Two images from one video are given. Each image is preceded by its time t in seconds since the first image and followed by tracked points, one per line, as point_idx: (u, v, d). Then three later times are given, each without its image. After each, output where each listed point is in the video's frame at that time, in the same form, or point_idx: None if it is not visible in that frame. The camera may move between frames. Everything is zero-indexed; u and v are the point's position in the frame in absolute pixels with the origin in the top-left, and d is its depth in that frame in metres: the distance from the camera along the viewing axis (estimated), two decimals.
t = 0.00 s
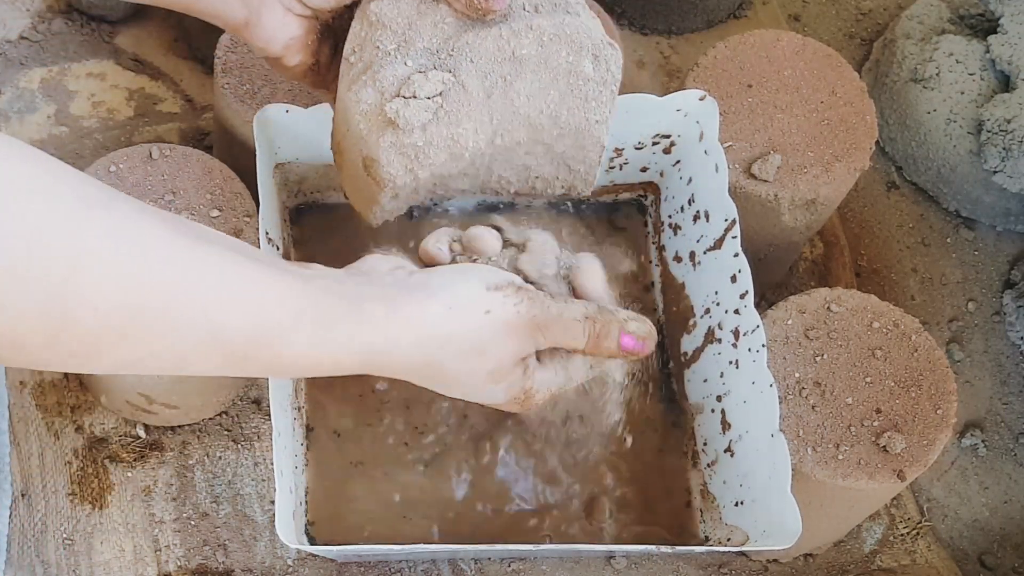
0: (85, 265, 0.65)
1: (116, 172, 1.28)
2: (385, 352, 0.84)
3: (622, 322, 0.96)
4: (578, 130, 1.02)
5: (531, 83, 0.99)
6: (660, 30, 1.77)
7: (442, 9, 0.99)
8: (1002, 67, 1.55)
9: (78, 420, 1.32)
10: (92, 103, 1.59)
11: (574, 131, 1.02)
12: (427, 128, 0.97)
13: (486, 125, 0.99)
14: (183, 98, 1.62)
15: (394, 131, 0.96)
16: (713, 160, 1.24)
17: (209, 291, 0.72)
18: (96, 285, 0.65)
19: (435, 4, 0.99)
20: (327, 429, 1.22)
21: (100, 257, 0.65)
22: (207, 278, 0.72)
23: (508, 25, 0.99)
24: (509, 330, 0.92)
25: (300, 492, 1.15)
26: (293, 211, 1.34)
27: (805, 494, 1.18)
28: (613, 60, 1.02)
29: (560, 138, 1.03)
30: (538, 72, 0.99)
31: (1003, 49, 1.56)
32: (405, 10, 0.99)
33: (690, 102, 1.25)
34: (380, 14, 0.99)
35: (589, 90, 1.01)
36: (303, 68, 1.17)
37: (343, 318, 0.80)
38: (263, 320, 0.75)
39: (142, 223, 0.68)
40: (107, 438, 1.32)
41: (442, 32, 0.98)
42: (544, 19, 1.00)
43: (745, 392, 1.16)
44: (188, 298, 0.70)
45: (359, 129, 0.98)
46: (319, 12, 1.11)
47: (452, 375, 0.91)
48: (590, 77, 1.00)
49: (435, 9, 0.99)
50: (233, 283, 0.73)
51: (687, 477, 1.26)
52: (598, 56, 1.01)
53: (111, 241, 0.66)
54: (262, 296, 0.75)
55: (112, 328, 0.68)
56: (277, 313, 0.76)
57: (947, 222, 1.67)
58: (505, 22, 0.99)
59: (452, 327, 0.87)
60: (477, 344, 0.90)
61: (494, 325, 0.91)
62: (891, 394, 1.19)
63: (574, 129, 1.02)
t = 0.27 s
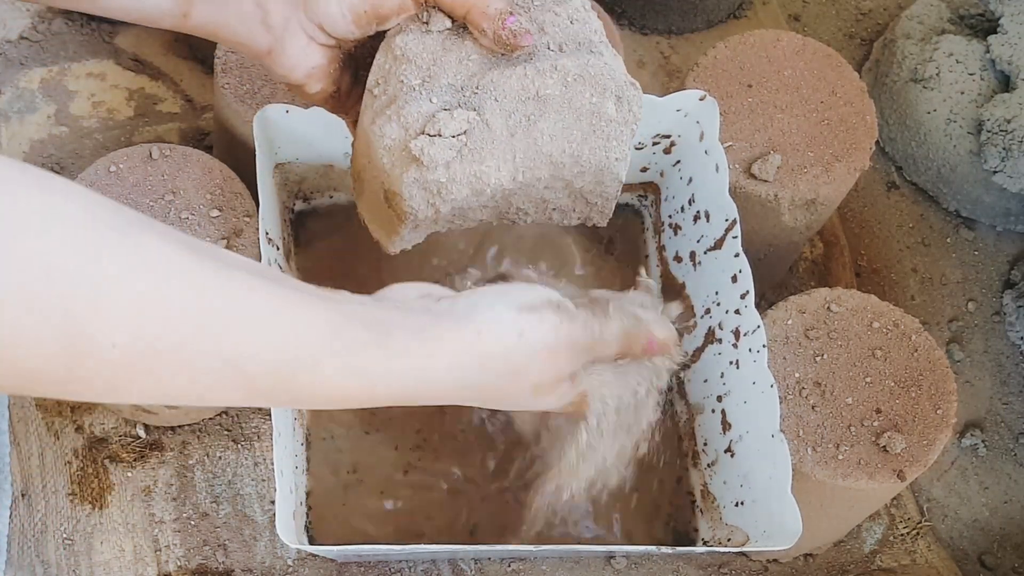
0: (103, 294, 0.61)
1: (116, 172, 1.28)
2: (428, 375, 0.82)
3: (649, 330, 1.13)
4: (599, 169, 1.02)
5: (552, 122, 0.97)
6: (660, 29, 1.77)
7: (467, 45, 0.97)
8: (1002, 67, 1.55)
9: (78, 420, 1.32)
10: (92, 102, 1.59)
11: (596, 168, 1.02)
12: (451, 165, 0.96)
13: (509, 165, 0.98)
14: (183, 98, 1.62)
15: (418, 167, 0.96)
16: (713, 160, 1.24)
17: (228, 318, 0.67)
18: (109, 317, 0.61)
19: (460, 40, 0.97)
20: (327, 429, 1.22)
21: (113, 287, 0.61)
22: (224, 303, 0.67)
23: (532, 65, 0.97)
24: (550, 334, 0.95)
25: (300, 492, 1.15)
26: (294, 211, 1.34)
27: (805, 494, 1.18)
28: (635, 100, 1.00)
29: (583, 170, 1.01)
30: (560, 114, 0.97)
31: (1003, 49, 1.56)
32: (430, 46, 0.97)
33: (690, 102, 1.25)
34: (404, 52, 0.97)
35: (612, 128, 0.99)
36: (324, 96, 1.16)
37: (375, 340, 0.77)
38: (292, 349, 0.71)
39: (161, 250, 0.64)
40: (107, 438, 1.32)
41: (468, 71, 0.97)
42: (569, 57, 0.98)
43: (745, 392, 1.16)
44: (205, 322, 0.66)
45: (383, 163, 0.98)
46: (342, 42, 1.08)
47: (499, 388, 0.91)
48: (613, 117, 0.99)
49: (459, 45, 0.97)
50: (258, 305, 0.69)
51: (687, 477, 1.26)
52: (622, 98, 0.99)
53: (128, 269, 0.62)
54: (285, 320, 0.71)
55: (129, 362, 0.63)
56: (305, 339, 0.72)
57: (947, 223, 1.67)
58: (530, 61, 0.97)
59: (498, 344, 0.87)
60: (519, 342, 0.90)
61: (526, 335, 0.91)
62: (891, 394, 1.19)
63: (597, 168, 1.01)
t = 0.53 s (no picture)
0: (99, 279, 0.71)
1: (116, 171, 1.28)
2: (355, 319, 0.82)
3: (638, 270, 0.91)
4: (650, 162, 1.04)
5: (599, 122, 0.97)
6: (660, 30, 1.77)
7: (501, 63, 0.95)
8: (1002, 67, 1.55)
9: (78, 420, 1.32)
10: (92, 103, 1.59)
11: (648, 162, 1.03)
12: (512, 180, 0.98)
13: (571, 173, 1.00)
14: (183, 98, 1.62)
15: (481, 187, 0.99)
16: (713, 160, 1.24)
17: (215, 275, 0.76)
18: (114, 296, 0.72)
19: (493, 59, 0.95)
20: (327, 429, 1.22)
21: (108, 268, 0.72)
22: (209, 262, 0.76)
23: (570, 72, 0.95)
24: (487, 279, 0.87)
25: (300, 491, 1.15)
26: (293, 211, 1.34)
27: (805, 494, 1.18)
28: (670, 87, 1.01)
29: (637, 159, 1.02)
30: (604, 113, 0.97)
31: (1003, 49, 1.56)
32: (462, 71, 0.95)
33: (691, 102, 1.26)
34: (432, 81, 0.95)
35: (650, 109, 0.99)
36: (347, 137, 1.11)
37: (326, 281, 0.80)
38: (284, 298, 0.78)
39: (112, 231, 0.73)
40: (107, 438, 1.32)
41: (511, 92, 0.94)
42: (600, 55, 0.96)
43: (745, 392, 1.16)
44: (189, 285, 0.74)
45: (443, 193, 1.01)
46: (362, 79, 1.06)
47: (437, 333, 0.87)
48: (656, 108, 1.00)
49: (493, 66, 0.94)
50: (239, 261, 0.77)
51: (687, 477, 1.26)
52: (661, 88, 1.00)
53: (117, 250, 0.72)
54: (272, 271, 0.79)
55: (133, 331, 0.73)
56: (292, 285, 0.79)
57: (947, 223, 1.67)
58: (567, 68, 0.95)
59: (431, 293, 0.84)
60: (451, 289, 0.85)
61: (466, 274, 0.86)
62: (891, 394, 1.19)
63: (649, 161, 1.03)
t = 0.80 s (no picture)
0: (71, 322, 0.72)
1: (116, 171, 1.28)
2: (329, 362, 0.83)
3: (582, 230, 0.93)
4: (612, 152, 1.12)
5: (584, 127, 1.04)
6: (660, 30, 1.77)
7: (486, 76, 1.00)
8: (1002, 67, 1.55)
9: (78, 420, 1.32)
10: (93, 103, 1.59)
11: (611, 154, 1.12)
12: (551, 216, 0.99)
13: (569, 180, 1.04)
14: (183, 98, 1.62)
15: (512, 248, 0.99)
16: (713, 160, 1.24)
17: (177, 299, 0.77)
18: (93, 337, 0.73)
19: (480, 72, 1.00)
20: (327, 429, 1.22)
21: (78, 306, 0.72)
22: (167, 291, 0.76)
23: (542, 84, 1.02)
24: (449, 311, 0.85)
25: (300, 491, 1.15)
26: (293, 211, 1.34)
27: (805, 493, 1.18)
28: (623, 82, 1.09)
29: (608, 170, 1.12)
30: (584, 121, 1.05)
31: (1003, 49, 1.56)
32: (444, 86, 1.00)
33: (690, 102, 1.25)
34: (409, 98, 1.01)
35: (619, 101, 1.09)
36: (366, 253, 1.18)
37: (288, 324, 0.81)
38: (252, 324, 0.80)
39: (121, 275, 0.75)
40: (107, 438, 1.32)
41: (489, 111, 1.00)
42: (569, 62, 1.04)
43: (745, 392, 1.16)
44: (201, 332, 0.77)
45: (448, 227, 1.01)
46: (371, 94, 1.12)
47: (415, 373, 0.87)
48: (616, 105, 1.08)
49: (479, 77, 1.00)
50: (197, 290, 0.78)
51: (687, 477, 1.26)
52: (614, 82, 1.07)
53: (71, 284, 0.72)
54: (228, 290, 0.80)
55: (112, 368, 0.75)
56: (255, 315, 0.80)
57: (947, 223, 1.67)
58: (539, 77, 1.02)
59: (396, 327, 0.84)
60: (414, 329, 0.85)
61: (431, 315, 0.85)
62: (891, 394, 1.19)
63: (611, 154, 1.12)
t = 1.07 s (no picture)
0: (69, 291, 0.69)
1: (116, 171, 1.28)
2: (359, 303, 0.82)
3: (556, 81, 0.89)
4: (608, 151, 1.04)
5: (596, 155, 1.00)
6: (660, 30, 1.77)
7: (482, 105, 0.97)
8: (1002, 67, 1.56)
9: (78, 420, 1.32)
10: (92, 103, 1.59)
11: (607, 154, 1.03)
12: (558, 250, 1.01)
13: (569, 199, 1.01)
14: (183, 98, 1.62)
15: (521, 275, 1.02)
16: (713, 160, 1.24)
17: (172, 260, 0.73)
18: (117, 295, 0.71)
19: (473, 102, 0.97)
20: (328, 428, 1.22)
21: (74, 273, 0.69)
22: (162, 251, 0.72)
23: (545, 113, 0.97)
24: (504, 268, 0.87)
25: (300, 491, 1.15)
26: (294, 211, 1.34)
27: (805, 493, 1.18)
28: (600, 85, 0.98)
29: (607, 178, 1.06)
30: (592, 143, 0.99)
31: (1003, 49, 1.56)
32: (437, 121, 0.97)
33: (690, 102, 1.26)
34: (400, 134, 0.98)
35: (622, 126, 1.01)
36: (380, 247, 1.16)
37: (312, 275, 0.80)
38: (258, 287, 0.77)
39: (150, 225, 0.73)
40: (107, 438, 1.32)
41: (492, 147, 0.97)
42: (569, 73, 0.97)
43: (745, 392, 1.16)
44: (234, 276, 0.76)
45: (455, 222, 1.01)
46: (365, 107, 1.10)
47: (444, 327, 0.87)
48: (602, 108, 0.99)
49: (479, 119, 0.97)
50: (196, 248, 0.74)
51: (687, 477, 1.26)
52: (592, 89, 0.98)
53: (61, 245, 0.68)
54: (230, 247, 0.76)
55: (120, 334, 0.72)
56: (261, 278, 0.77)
57: (947, 223, 1.67)
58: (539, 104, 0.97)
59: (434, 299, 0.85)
60: (461, 287, 0.85)
61: (482, 272, 0.86)
62: (891, 394, 1.19)
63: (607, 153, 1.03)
